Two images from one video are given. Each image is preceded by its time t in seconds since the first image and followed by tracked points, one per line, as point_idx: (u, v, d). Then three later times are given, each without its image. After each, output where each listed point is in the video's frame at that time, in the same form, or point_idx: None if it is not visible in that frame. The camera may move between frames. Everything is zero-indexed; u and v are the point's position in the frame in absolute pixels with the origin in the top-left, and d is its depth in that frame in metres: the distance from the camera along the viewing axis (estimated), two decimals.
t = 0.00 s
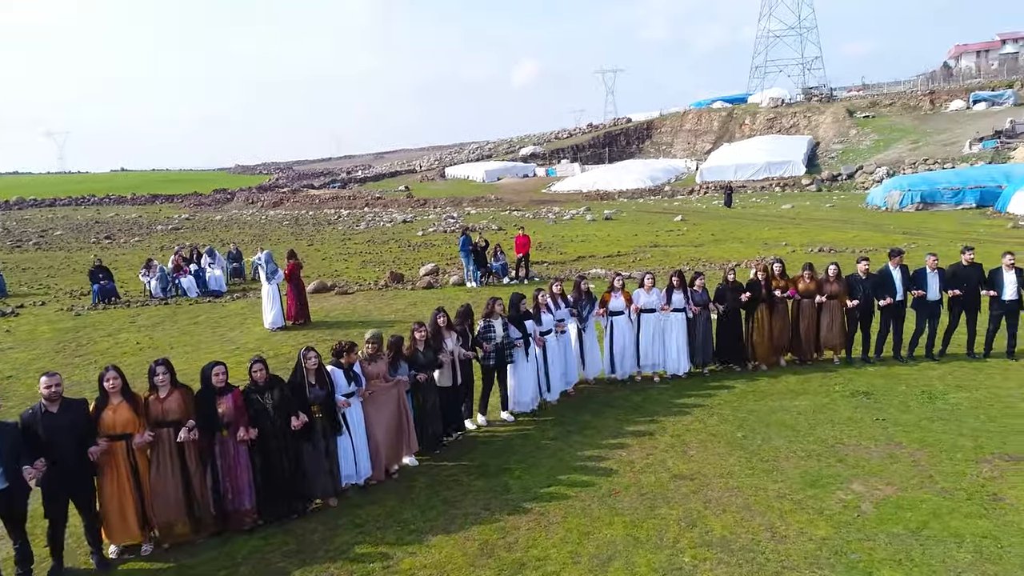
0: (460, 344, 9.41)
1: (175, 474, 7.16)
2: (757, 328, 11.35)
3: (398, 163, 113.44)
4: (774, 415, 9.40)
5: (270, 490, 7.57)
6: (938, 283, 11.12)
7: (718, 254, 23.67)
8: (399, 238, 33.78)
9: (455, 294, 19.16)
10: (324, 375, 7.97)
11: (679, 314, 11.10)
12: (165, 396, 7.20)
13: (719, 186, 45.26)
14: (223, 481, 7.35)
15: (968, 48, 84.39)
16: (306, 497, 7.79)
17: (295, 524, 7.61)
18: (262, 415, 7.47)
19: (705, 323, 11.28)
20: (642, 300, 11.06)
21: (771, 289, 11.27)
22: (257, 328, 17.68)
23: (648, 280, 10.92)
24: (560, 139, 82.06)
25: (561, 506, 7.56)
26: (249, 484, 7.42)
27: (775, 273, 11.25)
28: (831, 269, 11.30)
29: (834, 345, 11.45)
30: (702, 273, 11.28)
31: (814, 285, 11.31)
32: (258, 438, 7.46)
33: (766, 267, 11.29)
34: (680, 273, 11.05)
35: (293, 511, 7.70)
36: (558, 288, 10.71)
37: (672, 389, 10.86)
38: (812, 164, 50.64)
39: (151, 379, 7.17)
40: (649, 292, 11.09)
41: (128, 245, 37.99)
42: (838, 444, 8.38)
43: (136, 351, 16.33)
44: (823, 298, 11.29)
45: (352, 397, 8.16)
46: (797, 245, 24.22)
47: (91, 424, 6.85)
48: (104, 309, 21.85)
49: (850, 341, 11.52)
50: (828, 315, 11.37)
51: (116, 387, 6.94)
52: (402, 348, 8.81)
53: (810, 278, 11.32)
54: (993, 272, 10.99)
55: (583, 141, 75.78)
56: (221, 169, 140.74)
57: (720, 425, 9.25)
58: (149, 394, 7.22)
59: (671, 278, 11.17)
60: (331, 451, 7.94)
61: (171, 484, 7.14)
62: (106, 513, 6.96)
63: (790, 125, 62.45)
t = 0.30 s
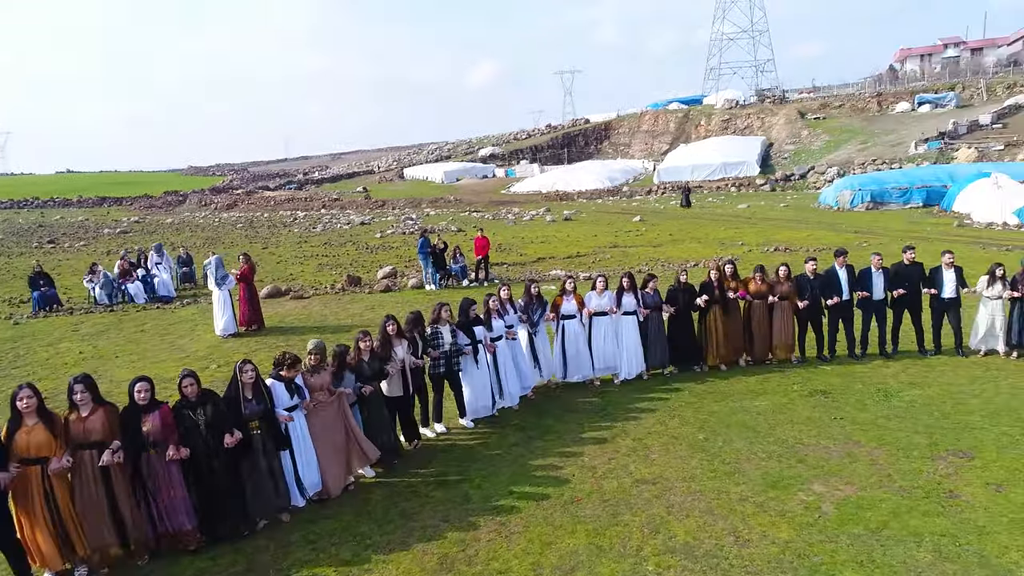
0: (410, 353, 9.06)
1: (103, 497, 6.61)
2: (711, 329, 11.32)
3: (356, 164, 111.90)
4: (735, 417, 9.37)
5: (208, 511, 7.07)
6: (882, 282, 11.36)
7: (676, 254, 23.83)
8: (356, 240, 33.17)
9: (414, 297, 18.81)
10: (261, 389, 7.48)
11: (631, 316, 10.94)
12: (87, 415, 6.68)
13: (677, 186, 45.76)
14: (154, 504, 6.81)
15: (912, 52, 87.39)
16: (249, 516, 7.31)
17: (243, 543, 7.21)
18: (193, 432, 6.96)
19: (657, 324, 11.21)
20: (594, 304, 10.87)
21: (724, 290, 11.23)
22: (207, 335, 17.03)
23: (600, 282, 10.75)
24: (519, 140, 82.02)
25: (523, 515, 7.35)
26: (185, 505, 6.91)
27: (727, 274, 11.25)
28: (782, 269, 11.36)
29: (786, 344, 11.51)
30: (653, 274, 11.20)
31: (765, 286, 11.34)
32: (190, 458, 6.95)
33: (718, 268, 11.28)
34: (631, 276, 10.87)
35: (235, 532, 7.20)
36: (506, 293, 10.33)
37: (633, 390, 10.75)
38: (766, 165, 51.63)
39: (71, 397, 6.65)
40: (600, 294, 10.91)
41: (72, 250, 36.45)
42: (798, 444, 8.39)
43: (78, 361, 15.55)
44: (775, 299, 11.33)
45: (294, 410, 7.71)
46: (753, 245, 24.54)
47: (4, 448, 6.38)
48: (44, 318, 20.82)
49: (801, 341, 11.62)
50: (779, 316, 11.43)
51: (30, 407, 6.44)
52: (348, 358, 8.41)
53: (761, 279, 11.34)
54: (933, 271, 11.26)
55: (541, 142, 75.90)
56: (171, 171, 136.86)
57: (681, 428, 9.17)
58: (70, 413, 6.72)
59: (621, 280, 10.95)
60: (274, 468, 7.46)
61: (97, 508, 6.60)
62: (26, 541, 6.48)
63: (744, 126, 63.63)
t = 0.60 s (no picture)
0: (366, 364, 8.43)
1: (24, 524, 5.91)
2: (671, 331, 11.19)
3: (318, 165, 110.25)
4: (701, 419, 9.30)
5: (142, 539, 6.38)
6: (837, 282, 11.39)
7: (641, 254, 23.92)
8: (318, 243, 32.57)
9: (377, 301, 18.45)
10: (204, 405, 6.78)
11: (590, 320, 10.64)
12: (11, 434, 5.93)
13: (640, 187, 46.08)
14: (82, 532, 6.11)
15: (866, 55, 89.73)
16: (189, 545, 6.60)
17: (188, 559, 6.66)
18: (127, 454, 6.25)
19: (618, 327, 10.99)
20: (553, 308, 10.51)
21: (683, 292, 11.06)
22: (161, 342, 16.41)
23: (558, 287, 10.29)
24: (484, 141, 81.83)
25: (488, 526, 7.10)
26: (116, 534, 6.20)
27: (687, 276, 11.09)
28: (741, 272, 11.27)
29: (747, 346, 11.41)
30: (613, 278, 10.95)
31: (725, 288, 11.20)
32: (124, 481, 6.24)
33: (678, 270, 11.09)
34: (588, 279, 10.56)
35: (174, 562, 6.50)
36: (464, 298, 10.06)
37: (600, 393, 10.62)
38: (727, 166, 52.37)
39: None
40: (560, 299, 10.51)
41: (19, 255, 35.04)
42: (764, 446, 8.34)
43: (21, 371, 14.80)
44: (735, 301, 11.21)
45: (241, 428, 7.01)
46: (716, 244, 24.76)
47: None
48: None
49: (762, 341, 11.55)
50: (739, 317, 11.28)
51: None
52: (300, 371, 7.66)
53: (721, 281, 11.20)
54: (887, 270, 11.32)
55: (506, 143, 75.80)
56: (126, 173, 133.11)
57: (648, 431, 9.05)
58: None
59: (579, 283, 10.66)
60: (217, 492, 6.78)
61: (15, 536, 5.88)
62: None
63: (705, 127, 64.50)
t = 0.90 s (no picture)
0: (320, 376, 7.64)
1: None
2: (630, 335, 10.95)
3: (279, 166, 108.36)
4: (667, 422, 9.19)
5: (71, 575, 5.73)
6: (796, 284, 11.38)
7: (605, 255, 23.93)
8: (278, 245, 31.87)
9: (338, 305, 18.02)
10: (141, 427, 6.01)
11: (549, 327, 10.33)
12: None
13: (603, 188, 46.29)
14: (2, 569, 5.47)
15: (822, 58, 91.81)
16: None
17: None
18: (57, 482, 5.56)
19: (579, 335, 10.51)
20: (512, 315, 10.21)
21: (644, 296, 10.87)
22: (110, 349, 15.72)
23: (519, 292, 10.07)
24: (447, 142, 81.43)
25: (450, 539, 6.76)
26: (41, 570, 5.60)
27: (649, 278, 10.91)
28: (702, 275, 11.13)
29: (708, 349, 11.28)
30: (573, 283, 10.67)
31: (685, 290, 11.09)
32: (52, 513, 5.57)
33: (640, 272, 10.92)
34: (550, 284, 10.29)
35: None
36: (425, 305, 9.47)
37: (565, 397, 10.44)
38: (689, 166, 52.97)
39: None
40: (519, 305, 10.24)
41: None
42: (730, 449, 8.26)
43: None
44: (696, 303, 11.05)
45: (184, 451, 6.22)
46: (679, 245, 24.92)
47: None
48: None
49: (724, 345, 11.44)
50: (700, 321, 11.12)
51: None
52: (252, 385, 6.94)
53: (682, 283, 11.10)
54: (844, 271, 11.47)
55: (469, 143, 75.53)
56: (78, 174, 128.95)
57: (614, 436, 8.89)
58: None
59: (539, 289, 10.33)
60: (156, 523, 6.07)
61: None
62: None
63: (667, 128, 65.21)
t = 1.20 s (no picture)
0: (284, 388, 7.22)
1: None
2: (603, 340, 10.75)
3: (249, 167, 106.69)
4: (643, 427, 9.05)
5: None
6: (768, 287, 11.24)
7: (580, 256, 23.82)
8: (247, 248, 31.19)
9: (308, 308, 17.58)
10: (85, 445, 5.56)
11: (519, 332, 10.05)
12: None
13: (577, 189, 46.27)
14: None
15: (791, 61, 93.08)
16: None
17: None
18: None
19: (549, 339, 10.34)
20: (480, 320, 9.90)
21: (615, 299, 10.72)
22: (69, 356, 15.09)
23: (485, 297, 9.79)
24: (421, 143, 80.91)
25: (420, 554, 6.46)
26: None
27: (622, 281, 10.79)
28: (674, 277, 10.94)
29: (682, 353, 11.14)
30: (545, 286, 10.30)
31: (657, 294, 10.93)
32: None
33: (611, 276, 10.72)
34: (519, 287, 10.00)
35: None
36: (393, 311, 9.11)
37: (541, 403, 10.22)
38: (662, 167, 53.23)
39: None
40: (486, 310, 9.94)
41: None
42: (708, 454, 8.13)
43: None
44: (667, 307, 10.91)
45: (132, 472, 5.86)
46: (653, 245, 24.91)
47: None
48: None
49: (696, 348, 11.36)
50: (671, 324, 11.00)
51: None
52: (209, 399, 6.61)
53: (654, 286, 10.94)
54: (815, 273, 11.44)
55: (443, 144, 75.13)
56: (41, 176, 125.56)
57: (591, 441, 8.71)
58: None
59: (508, 292, 10.05)
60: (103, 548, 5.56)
61: None
62: None
63: (640, 130, 65.54)
